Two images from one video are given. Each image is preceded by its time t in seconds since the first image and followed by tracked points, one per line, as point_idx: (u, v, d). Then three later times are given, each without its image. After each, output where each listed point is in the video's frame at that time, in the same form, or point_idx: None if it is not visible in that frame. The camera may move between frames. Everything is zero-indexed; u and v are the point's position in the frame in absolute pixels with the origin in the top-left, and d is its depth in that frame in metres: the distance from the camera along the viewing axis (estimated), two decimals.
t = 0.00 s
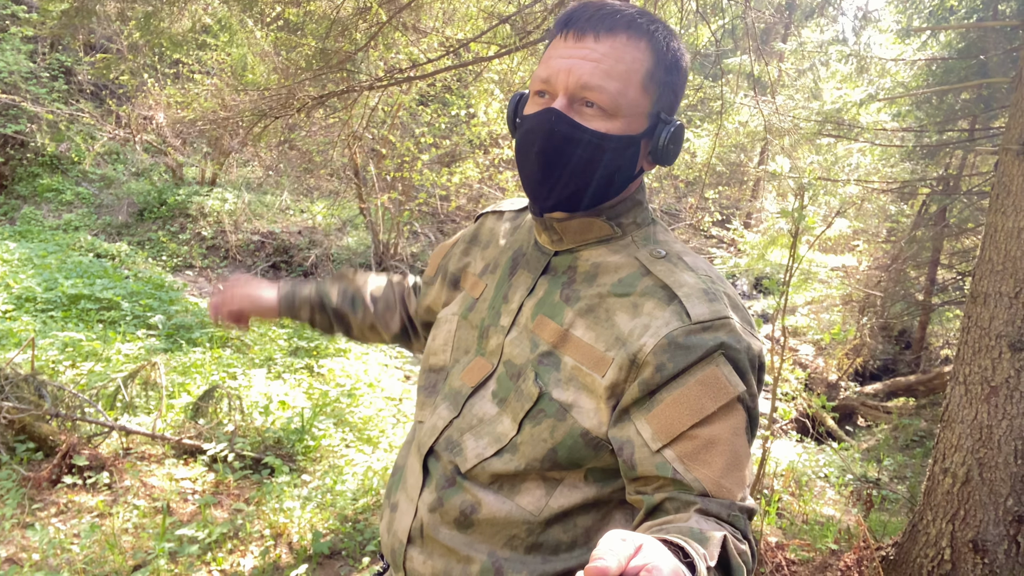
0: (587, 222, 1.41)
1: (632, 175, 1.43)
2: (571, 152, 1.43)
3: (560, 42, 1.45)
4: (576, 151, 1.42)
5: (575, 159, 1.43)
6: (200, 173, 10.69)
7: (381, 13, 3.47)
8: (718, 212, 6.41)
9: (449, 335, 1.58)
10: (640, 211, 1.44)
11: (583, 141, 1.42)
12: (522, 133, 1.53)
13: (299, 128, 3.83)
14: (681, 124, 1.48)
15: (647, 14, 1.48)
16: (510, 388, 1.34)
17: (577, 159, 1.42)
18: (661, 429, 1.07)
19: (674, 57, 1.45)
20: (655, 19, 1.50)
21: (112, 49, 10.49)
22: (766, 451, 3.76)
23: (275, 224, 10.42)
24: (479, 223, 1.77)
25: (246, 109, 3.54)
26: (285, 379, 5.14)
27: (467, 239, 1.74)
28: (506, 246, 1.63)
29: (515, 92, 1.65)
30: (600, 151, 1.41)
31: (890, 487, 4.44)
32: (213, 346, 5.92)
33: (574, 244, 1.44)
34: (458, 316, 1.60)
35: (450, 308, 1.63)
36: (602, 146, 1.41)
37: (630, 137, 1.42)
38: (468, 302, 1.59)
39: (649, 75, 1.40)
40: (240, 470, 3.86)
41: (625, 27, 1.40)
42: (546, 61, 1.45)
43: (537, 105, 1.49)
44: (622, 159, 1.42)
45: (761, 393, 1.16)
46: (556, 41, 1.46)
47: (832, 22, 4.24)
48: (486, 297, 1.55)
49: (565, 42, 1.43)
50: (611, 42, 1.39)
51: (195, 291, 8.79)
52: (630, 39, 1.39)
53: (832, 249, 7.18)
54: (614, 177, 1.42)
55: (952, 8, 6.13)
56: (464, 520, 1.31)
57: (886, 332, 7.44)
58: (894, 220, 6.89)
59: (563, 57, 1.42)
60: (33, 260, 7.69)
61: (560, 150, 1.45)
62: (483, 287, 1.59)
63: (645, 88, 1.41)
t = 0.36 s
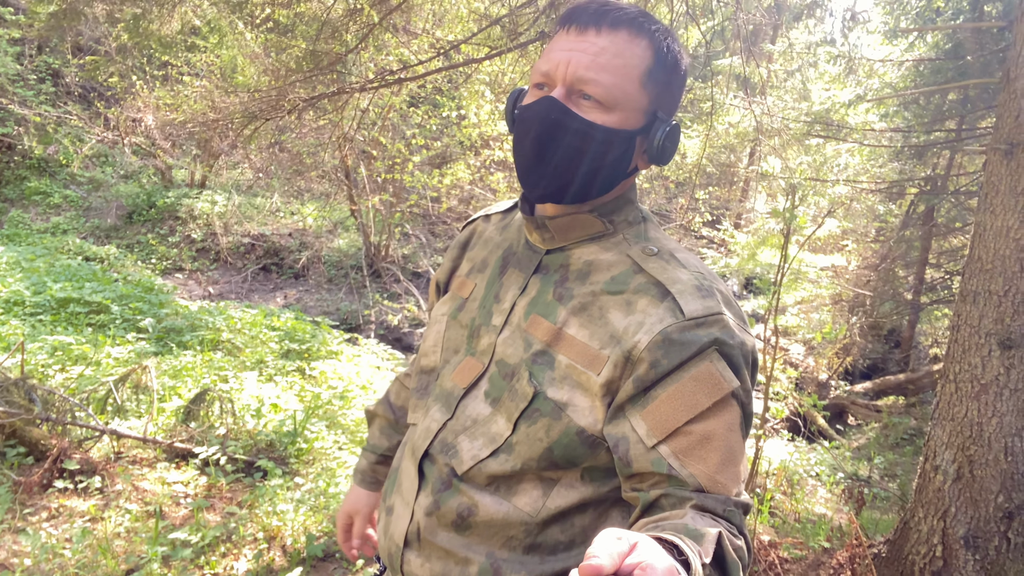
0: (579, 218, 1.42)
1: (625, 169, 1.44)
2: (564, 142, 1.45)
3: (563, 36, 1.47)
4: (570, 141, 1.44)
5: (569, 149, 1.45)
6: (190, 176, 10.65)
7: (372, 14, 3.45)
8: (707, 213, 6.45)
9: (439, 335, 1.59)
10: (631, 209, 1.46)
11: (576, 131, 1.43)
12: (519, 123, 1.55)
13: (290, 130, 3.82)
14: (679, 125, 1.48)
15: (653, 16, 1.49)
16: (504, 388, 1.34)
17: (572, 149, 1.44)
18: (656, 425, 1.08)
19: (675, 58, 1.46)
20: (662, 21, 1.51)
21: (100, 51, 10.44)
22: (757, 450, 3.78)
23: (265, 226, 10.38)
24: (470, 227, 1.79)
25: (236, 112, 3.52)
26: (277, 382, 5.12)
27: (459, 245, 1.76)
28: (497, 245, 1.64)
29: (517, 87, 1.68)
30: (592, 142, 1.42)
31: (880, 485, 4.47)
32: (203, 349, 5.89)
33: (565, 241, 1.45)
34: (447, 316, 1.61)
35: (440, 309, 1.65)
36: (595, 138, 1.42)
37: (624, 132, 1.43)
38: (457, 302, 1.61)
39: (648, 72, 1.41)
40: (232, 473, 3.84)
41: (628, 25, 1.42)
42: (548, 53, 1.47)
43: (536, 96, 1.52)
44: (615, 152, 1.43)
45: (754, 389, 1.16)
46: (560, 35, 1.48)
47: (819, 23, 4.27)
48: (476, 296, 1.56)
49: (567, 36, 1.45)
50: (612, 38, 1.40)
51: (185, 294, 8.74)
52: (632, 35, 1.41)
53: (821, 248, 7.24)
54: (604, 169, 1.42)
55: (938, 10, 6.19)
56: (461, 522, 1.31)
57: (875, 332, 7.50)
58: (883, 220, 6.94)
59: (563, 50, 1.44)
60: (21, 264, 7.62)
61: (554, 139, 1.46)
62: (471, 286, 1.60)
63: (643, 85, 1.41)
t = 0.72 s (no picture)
0: (580, 221, 1.43)
1: (624, 171, 1.43)
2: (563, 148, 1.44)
3: (557, 40, 1.46)
4: (570, 147, 1.43)
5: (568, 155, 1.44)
6: (177, 167, 10.55)
7: (361, 5, 3.42)
8: (697, 203, 6.46)
9: (441, 336, 1.61)
10: (632, 210, 1.46)
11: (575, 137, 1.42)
12: (517, 130, 1.54)
13: (278, 121, 3.79)
14: (677, 124, 1.48)
15: (646, 15, 1.48)
16: (505, 390, 1.35)
17: (569, 154, 1.43)
18: (658, 428, 1.09)
19: (671, 57, 1.45)
20: (656, 19, 1.50)
21: (83, 41, 10.28)
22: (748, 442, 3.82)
23: (254, 218, 10.30)
24: (474, 228, 1.79)
25: (224, 103, 3.48)
26: (268, 375, 5.10)
27: (461, 245, 1.77)
28: (499, 247, 1.64)
29: (512, 90, 1.67)
30: (589, 146, 1.42)
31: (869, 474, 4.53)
32: (193, 342, 5.85)
33: (565, 243, 1.45)
34: (449, 317, 1.62)
35: (442, 310, 1.66)
36: (594, 142, 1.42)
37: (622, 134, 1.42)
38: (459, 303, 1.62)
39: (645, 73, 1.40)
40: (225, 467, 3.83)
41: (623, 25, 1.41)
42: (542, 58, 1.47)
43: (533, 102, 1.51)
44: (615, 156, 1.42)
45: (756, 391, 1.17)
46: (554, 39, 1.47)
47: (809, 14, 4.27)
48: (477, 297, 1.57)
49: (561, 40, 1.44)
50: (607, 40, 1.40)
51: (173, 286, 8.66)
52: (627, 36, 1.40)
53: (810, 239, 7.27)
54: (602, 173, 1.42)
55: None
56: (462, 523, 1.31)
57: (863, 321, 7.56)
58: (871, 210, 6.98)
59: (559, 55, 1.43)
60: (6, 257, 7.53)
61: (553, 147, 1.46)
62: (473, 287, 1.61)
63: (639, 87, 1.41)
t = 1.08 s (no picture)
0: (582, 221, 1.42)
1: (627, 172, 1.42)
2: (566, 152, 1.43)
3: (556, 40, 1.44)
4: (572, 151, 1.42)
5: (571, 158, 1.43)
6: (169, 165, 10.50)
7: (355, 3, 3.41)
8: (692, 202, 6.47)
9: (441, 338, 1.60)
10: (634, 208, 1.45)
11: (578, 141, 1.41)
12: (519, 133, 1.53)
13: (271, 119, 3.77)
14: (679, 122, 1.47)
15: (644, 12, 1.47)
16: (507, 392, 1.34)
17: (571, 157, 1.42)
18: (661, 428, 1.08)
19: (670, 54, 1.44)
20: (653, 16, 1.48)
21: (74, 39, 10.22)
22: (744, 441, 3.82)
23: (248, 216, 10.24)
24: (473, 228, 1.78)
25: (217, 101, 3.45)
26: (262, 375, 5.07)
27: (460, 245, 1.76)
28: (498, 247, 1.63)
29: (510, 89, 1.65)
30: (592, 149, 1.41)
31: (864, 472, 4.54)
32: (187, 342, 5.82)
33: (567, 244, 1.45)
34: (449, 319, 1.61)
35: (442, 312, 1.65)
36: (595, 145, 1.41)
37: (625, 135, 1.41)
38: (459, 304, 1.61)
39: (646, 73, 1.39)
40: (220, 468, 3.81)
41: (622, 25, 1.40)
42: (542, 60, 1.45)
43: (533, 105, 1.49)
44: (618, 158, 1.41)
45: (758, 391, 1.16)
46: (553, 39, 1.46)
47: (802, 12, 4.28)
48: (478, 298, 1.56)
49: (560, 41, 1.43)
50: (607, 40, 1.38)
51: (166, 286, 8.61)
52: (627, 36, 1.38)
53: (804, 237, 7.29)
54: (604, 175, 1.41)
55: None
56: (466, 526, 1.30)
57: (857, 319, 7.59)
58: (865, 209, 6.99)
59: (559, 56, 1.41)
60: None
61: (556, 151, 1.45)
62: (473, 288, 1.60)
63: (641, 87, 1.39)
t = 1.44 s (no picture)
0: (574, 225, 1.41)
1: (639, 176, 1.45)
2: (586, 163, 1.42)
3: (557, 50, 1.42)
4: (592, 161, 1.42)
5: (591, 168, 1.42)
6: (172, 166, 10.54)
7: (357, 4, 3.42)
8: (693, 203, 6.46)
9: (439, 344, 1.60)
10: (628, 210, 1.44)
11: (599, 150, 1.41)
12: (526, 146, 1.50)
13: (273, 120, 3.77)
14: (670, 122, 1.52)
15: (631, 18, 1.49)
16: (506, 397, 1.34)
17: (588, 168, 1.42)
18: (658, 429, 1.08)
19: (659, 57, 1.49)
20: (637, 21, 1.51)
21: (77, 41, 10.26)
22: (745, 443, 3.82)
23: (250, 217, 10.25)
24: (467, 233, 1.78)
25: (219, 102, 3.45)
26: (264, 376, 5.08)
27: (456, 251, 1.76)
28: (494, 252, 1.64)
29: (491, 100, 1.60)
30: (612, 158, 1.41)
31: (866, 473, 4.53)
32: (189, 343, 5.83)
33: (561, 247, 1.44)
34: (447, 324, 1.62)
35: (440, 317, 1.66)
36: (613, 153, 1.41)
37: (637, 141, 1.43)
38: (457, 310, 1.61)
39: (649, 77, 1.42)
40: (221, 468, 3.82)
41: (624, 33, 1.41)
42: (547, 71, 1.42)
43: (541, 117, 1.47)
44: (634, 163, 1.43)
45: (755, 391, 1.15)
46: (552, 49, 1.43)
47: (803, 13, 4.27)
48: (475, 304, 1.56)
49: (564, 50, 1.41)
50: (613, 48, 1.39)
51: (168, 286, 8.63)
52: (631, 42, 1.40)
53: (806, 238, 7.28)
54: (623, 181, 1.42)
55: None
56: (467, 531, 1.30)
57: (859, 320, 7.57)
58: (867, 209, 6.98)
59: (567, 67, 1.40)
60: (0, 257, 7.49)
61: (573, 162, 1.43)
62: (470, 294, 1.61)
63: (647, 92, 1.42)
